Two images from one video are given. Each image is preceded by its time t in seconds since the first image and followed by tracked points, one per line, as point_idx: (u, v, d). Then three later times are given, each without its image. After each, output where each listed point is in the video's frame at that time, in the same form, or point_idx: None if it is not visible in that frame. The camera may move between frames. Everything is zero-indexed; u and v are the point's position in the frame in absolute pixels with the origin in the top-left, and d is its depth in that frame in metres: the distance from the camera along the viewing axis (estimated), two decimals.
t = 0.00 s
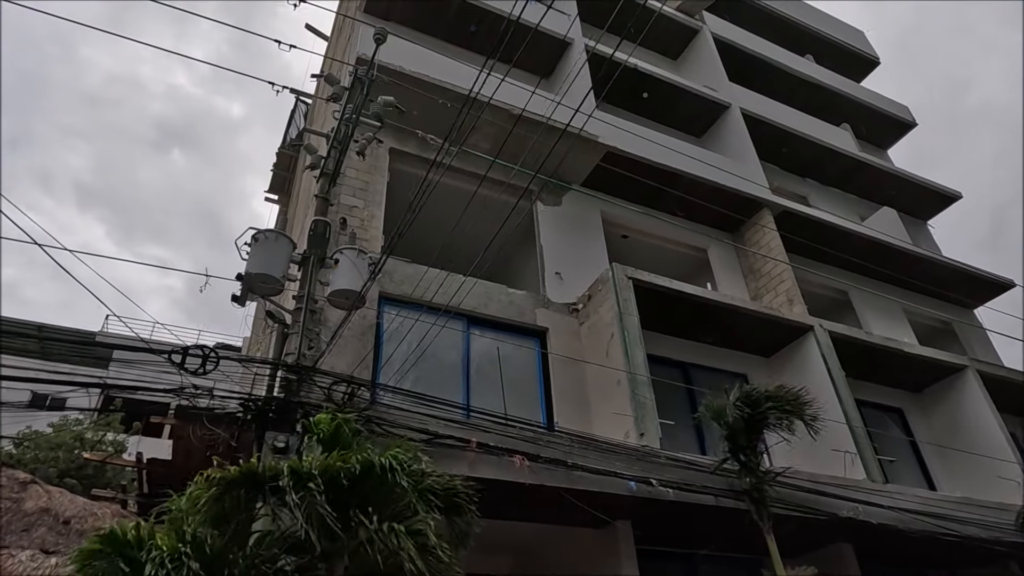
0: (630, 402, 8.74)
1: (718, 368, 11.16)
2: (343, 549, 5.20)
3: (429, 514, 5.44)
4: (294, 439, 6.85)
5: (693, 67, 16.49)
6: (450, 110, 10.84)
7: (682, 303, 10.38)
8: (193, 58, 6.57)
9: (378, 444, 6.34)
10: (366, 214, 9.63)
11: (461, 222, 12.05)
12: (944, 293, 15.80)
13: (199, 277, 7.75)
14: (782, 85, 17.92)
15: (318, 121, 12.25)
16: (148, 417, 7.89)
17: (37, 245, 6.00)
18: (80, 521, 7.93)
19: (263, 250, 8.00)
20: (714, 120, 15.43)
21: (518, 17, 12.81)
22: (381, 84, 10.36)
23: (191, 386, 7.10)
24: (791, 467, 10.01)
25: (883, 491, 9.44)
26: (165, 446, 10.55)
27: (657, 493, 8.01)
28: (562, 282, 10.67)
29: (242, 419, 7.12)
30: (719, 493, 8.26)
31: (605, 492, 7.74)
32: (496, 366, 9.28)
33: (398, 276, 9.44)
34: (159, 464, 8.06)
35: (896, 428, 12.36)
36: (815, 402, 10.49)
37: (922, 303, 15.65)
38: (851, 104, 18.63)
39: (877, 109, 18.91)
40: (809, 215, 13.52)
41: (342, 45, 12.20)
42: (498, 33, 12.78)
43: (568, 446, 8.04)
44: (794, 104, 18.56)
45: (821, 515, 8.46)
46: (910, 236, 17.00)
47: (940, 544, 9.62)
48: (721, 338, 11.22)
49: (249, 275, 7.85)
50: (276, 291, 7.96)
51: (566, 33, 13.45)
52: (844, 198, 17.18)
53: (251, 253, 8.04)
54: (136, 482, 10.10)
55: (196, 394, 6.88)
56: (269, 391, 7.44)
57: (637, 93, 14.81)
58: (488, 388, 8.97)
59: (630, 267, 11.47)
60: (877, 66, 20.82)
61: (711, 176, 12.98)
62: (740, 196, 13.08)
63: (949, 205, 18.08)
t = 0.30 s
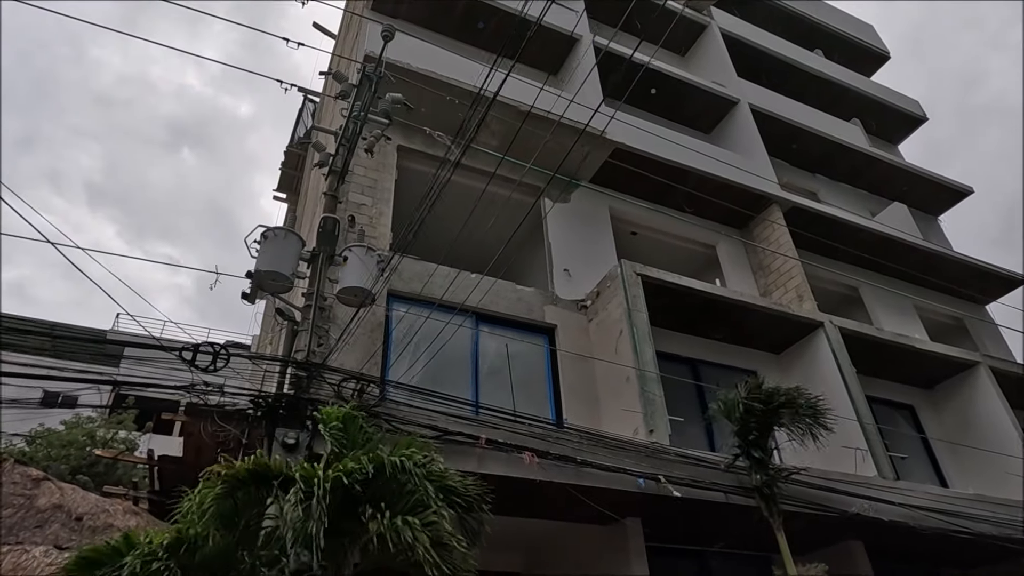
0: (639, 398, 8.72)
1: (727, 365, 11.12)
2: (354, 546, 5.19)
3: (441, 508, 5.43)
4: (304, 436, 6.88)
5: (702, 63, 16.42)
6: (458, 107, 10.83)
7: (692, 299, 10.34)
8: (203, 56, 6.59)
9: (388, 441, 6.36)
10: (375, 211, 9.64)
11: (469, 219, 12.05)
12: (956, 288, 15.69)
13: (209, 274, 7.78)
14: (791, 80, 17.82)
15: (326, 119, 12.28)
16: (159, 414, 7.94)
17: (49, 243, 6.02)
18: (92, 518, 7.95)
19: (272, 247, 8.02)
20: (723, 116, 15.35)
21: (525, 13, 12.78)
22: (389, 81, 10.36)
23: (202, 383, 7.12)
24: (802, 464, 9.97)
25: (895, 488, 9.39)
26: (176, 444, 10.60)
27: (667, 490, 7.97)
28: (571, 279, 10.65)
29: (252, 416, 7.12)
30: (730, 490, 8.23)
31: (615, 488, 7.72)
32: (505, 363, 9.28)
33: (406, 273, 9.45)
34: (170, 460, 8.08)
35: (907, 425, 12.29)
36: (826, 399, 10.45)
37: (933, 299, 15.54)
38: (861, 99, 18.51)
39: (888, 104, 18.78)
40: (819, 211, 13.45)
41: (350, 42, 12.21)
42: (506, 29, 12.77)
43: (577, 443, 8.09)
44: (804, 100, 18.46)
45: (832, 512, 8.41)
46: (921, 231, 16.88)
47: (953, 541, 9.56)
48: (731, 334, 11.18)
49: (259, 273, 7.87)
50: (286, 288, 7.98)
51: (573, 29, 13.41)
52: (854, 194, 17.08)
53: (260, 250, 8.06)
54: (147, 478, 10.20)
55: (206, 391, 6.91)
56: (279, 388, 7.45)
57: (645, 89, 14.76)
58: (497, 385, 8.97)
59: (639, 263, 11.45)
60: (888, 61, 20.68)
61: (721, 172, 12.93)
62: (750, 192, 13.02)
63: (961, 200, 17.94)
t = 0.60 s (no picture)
0: (644, 394, 8.71)
1: (734, 361, 11.10)
2: (361, 540, 5.26)
3: (443, 498, 5.40)
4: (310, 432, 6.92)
5: (707, 58, 16.36)
6: (463, 102, 10.82)
7: (698, 295, 10.32)
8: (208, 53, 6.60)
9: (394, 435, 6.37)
10: (381, 207, 9.65)
11: (475, 215, 12.05)
12: (964, 284, 15.62)
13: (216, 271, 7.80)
14: (798, 75, 17.73)
15: (331, 115, 12.29)
16: (167, 410, 7.98)
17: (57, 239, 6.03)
18: (100, 513, 8.00)
19: (278, 244, 8.04)
20: (729, 111, 15.30)
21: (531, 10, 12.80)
22: (394, 78, 10.35)
23: (209, 378, 7.13)
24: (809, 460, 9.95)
25: (903, 483, 9.36)
26: (183, 441, 10.66)
27: (674, 485, 7.96)
28: (576, 275, 10.64)
29: (259, 411, 7.13)
30: (736, 485, 8.23)
31: (621, 484, 7.71)
32: (511, 359, 9.28)
33: (412, 269, 9.45)
34: (178, 456, 8.13)
35: (914, 421, 12.25)
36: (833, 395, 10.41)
37: (941, 294, 15.47)
38: (868, 93, 18.41)
39: (895, 99, 18.68)
40: (825, 207, 13.39)
41: (355, 38, 12.20)
42: (511, 25, 12.73)
43: (584, 438, 8.09)
44: (810, 94, 18.37)
45: (840, 508, 8.40)
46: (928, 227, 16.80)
47: (960, 537, 9.54)
48: (737, 330, 11.16)
49: (266, 269, 7.89)
50: (292, 284, 8.00)
51: (578, 24, 13.37)
52: (861, 189, 17.01)
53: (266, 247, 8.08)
54: (155, 474, 10.28)
55: (213, 386, 6.93)
56: (286, 384, 7.47)
57: (651, 84, 14.71)
58: (503, 381, 8.98)
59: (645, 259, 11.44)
60: (895, 54, 20.54)
61: (728, 168, 12.89)
62: (756, 187, 12.97)
63: (969, 195, 17.84)
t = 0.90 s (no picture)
0: (647, 389, 8.70)
1: (736, 356, 11.09)
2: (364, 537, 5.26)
3: (438, 494, 5.35)
4: (313, 427, 6.92)
5: (710, 54, 16.31)
6: (465, 98, 10.80)
7: (701, 291, 10.30)
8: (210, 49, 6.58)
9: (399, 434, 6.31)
10: (383, 203, 9.64)
11: (477, 211, 12.05)
12: (968, 279, 15.57)
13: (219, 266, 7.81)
14: (801, 70, 17.66)
15: (333, 111, 12.28)
16: (170, 405, 7.99)
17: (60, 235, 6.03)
18: (105, 508, 8.03)
19: (281, 240, 8.04)
20: (732, 106, 15.24)
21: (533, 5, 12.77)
22: (397, 73, 10.34)
23: (212, 374, 7.12)
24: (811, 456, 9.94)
25: (907, 479, 9.34)
26: (187, 436, 10.70)
27: (676, 481, 7.95)
28: (579, 271, 10.63)
29: (263, 407, 7.13)
30: (738, 481, 8.22)
31: (623, 479, 7.71)
32: (514, 354, 9.28)
33: (415, 265, 9.45)
34: (182, 452, 8.14)
35: (918, 416, 12.23)
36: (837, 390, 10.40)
37: (944, 290, 15.42)
38: (873, 88, 18.34)
39: (900, 94, 18.60)
40: (829, 202, 13.35)
41: (357, 34, 12.18)
42: (514, 20, 12.69)
43: (586, 433, 8.09)
44: (813, 89, 18.30)
45: (843, 504, 8.42)
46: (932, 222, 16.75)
47: (964, 533, 9.53)
48: (740, 326, 11.14)
49: (268, 265, 7.90)
50: (295, 280, 8.00)
51: (581, 19, 13.33)
52: (865, 184, 16.95)
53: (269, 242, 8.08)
54: (159, 469, 10.33)
55: (216, 382, 6.93)
56: (289, 379, 7.47)
57: (655, 79, 14.67)
58: (506, 376, 8.98)
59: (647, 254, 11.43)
60: (900, 49, 20.45)
61: (732, 163, 12.85)
62: (759, 182, 12.93)
63: (973, 190, 17.78)
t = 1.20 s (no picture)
0: (649, 383, 8.69)
1: (738, 350, 11.07)
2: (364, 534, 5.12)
3: (441, 498, 5.27)
4: (315, 421, 6.91)
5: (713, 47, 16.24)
6: (467, 91, 10.76)
7: (704, 285, 10.28)
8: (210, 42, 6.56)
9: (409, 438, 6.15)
10: (385, 197, 9.63)
11: (479, 205, 12.04)
12: (972, 273, 15.51)
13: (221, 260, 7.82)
14: (805, 63, 17.58)
15: (335, 105, 12.26)
16: (173, 399, 7.99)
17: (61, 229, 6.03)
18: (108, 501, 8.16)
19: (283, 234, 8.04)
20: (735, 100, 15.18)
21: None
22: (398, 67, 10.31)
23: (214, 368, 7.12)
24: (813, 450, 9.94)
25: (909, 473, 9.34)
26: (191, 431, 10.74)
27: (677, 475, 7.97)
28: (581, 265, 10.61)
29: (264, 401, 7.12)
30: (740, 475, 8.17)
31: (625, 473, 7.71)
32: (515, 348, 9.28)
33: (416, 259, 9.44)
34: (184, 445, 8.14)
35: (920, 411, 12.20)
36: (840, 385, 10.40)
37: (948, 284, 15.37)
38: (877, 82, 18.25)
39: (904, 87, 18.50)
40: (832, 196, 13.30)
41: (358, 28, 12.15)
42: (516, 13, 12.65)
43: (588, 427, 8.09)
44: (817, 83, 18.21)
45: (846, 498, 8.39)
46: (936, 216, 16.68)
47: (967, 528, 9.52)
48: (743, 320, 11.12)
49: (270, 259, 7.90)
50: (297, 274, 8.00)
51: (583, 13, 13.28)
52: (869, 178, 16.88)
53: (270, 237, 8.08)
54: (162, 463, 10.38)
55: (218, 375, 6.94)
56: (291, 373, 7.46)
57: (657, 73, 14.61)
58: (508, 370, 8.99)
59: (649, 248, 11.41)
60: (904, 42, 20.33)
61: (735, 157, 12.81)
62: (762, 176, 12.89)
63: (977, 184, 17.70)
